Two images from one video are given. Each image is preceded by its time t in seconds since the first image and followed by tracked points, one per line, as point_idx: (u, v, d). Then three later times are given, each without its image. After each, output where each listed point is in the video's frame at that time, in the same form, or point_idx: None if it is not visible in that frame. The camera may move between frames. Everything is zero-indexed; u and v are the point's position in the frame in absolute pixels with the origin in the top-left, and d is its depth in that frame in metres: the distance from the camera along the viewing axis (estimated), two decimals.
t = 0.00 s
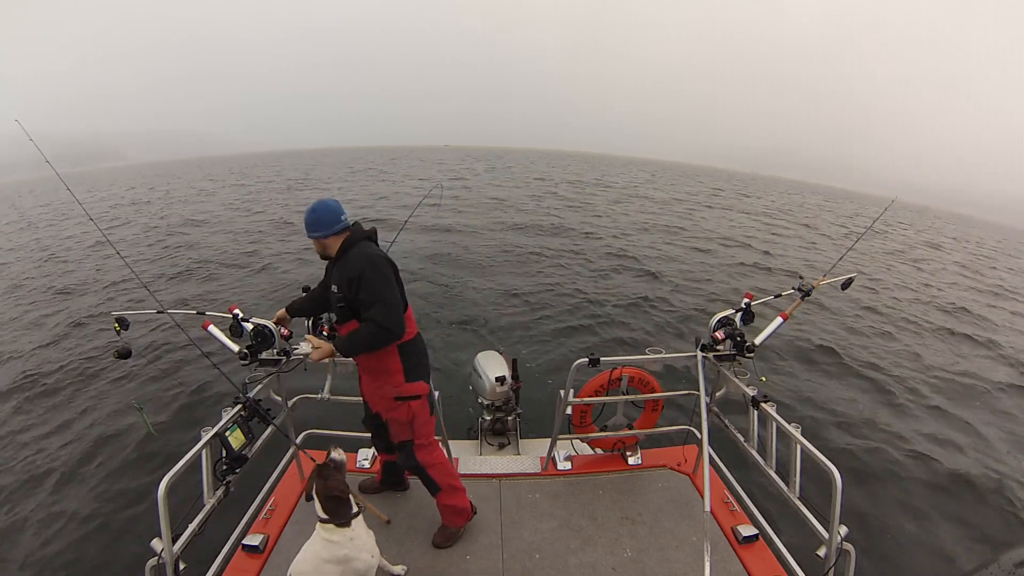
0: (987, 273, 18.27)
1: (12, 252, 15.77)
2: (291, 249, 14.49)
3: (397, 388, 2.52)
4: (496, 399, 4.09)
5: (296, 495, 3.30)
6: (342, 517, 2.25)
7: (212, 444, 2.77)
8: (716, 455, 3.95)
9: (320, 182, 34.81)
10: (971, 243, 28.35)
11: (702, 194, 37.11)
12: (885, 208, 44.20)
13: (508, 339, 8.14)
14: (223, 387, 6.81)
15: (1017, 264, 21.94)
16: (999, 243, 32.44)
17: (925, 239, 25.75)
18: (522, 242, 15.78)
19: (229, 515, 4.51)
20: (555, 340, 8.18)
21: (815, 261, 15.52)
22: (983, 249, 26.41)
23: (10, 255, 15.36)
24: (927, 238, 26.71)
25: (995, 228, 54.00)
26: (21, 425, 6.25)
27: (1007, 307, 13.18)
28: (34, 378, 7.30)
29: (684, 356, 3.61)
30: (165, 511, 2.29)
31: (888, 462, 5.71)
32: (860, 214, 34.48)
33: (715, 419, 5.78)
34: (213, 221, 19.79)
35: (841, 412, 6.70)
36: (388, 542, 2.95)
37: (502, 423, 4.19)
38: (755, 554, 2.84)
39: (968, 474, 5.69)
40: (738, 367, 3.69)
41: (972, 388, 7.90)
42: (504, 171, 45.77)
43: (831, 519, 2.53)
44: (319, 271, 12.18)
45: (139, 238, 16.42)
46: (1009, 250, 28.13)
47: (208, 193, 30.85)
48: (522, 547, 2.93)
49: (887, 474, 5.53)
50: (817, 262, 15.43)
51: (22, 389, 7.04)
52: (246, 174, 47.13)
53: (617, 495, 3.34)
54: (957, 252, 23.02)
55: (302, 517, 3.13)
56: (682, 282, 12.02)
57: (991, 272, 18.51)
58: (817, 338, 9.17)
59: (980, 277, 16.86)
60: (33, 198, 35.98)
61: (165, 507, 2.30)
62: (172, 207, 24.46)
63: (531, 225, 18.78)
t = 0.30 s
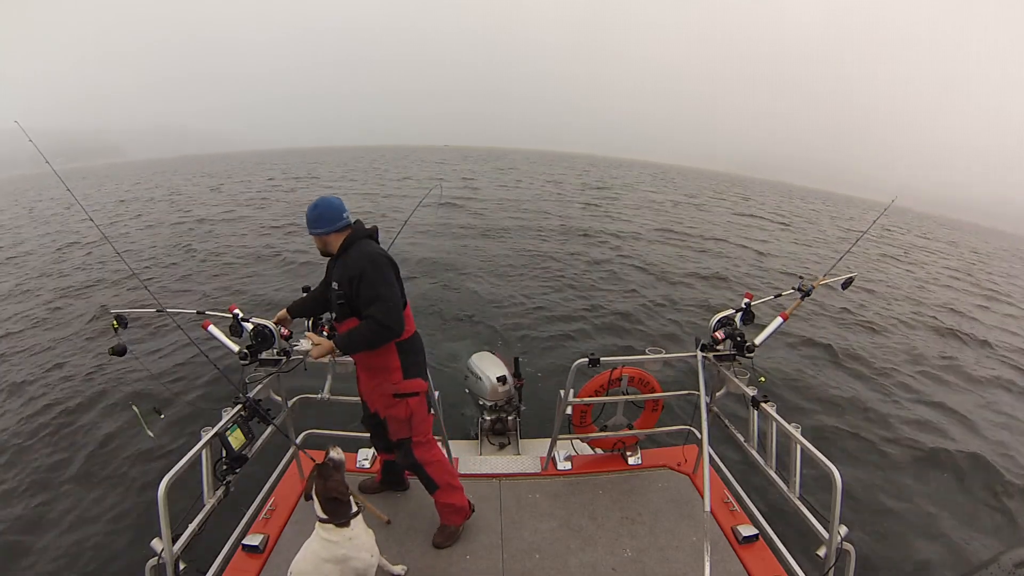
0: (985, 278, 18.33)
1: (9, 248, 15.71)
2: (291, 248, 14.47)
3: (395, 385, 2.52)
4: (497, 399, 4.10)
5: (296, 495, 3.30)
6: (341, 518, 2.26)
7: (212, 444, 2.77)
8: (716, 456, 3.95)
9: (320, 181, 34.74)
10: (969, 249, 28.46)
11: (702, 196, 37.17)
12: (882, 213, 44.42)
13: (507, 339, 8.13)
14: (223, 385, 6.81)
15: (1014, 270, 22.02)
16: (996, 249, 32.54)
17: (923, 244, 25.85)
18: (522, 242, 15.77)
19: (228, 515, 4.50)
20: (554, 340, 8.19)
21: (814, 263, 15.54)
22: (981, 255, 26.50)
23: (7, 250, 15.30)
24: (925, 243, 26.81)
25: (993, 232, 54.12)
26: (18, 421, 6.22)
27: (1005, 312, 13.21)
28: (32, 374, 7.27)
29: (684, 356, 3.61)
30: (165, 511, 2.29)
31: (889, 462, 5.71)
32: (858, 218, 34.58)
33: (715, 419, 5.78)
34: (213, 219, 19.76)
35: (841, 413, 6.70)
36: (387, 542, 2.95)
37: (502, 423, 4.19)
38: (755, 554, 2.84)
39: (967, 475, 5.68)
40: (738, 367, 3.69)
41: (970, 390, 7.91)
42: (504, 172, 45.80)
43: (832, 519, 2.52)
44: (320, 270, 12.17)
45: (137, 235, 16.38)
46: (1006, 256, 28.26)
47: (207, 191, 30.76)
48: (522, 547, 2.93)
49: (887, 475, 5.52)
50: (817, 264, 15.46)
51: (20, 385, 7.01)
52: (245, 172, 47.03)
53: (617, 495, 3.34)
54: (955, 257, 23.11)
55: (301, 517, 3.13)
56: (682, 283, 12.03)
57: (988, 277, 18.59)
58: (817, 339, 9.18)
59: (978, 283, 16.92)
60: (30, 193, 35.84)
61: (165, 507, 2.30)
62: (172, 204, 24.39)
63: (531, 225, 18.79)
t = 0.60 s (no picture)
0: (982, 279, 18.38)
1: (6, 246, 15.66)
2: (291, 248, 14.45)
3: (394, 383, 2.52)
4: (496, 399, 4.10)
5: (296, 495, 3.30)
6: (340, 517, 2.26)
7: (212, 444, 2.77)
8: (716, 456, 3.95)
9: (320, 181, 34.73)
10: (966, 250, 28.55)
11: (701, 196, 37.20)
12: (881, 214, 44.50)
13: (507, 339, 8.14)
14: (223, 386, 6.81)
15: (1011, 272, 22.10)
16: (994, 250, 32.65)
17: (921, 246, 25.94)
18: (522, 242, 15.78)
19: (228, 515, 4.50)
20: (554, 340, 8.20)
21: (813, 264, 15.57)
22: (978, 256, 26.58)
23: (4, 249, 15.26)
24: (922, 245, 26.89)
25: (989, 234, 54.22)
26: (19, 420, 6.23)
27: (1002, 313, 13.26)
28: (32, 374, 7.26)
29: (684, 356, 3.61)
30: (164, 512, 2.29)
31: (889, 462, 5.71)
32: (857, 219, 34.65)
33: (715, 419, 5.78)
34: (212, 219, 19.73)
35: (840, 413, 6.70)
36: (387, 542, 2.95)
37: (502, 423, 4.19)
38: (755, 554, 2.84)
39: (967, 475, 5.69)
40: (737, 367, 3.69)
41: (969, 390, 7.92)
42: (503, 172, 45.82)
43: (832, 519, 2.52)
44: (319, 270, 12.16)
45: (136, 234, 16.35)
46: (1003, 258, 28.37)
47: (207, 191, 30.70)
48: (522, 547, 2.93)
49: (887, 475, 5.51)
50: (816, 265, 15.49)
51: (20, 385, 7.01)
52: (245, 171, 46.98)
53: (617, 495, 3.34)
54: (953, 259, 23.17)
55: (301, 517, 3.13)
56: (682, 283, 12.04)
57: (985, 279, 18.65)
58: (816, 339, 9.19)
59: (976, 284, 16.98)
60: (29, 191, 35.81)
61: (165, 507, 2.30)
62: (171, 203, 24.35)
63: (531, 225, 18.82)
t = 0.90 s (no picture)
0: (984, 280, 18.32)
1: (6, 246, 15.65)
2: (291, 248, 14.44)
3: (392, 384, 2.52)
4: (496, 399, 4.10)
5: (296, 495, 3.30)
6: (339, 517, 2.26)
7: (212, 444, 2.77)
8: (716, 456, 3.95)
9: (321, 181, 34.68)
10: (968, 250, 28.47)
11: (702, 197, 37.12)
12: (881, 214, 44.44)
13: (507, 340, 8.13)
14: (223, 385, 6.81)
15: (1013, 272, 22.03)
16: (996, 250, 32.53)
17: (922, 246, 25.88)
18: (522, 242, 15.76)
19: (227, 515, 4.50)
20: (554, 340, 8.19)
21: (814, 264, 15.54)
22: (980, 256, 26.50)
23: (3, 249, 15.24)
24: (923, 245, 26.82)
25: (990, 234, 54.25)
26: (19, 418, 6.23)
27: (1003, 313, 13.22)
28: (31, 374, 7.26)
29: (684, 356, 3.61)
30: (164, 512, 2.28)
31: (889, 462, 5.70)
32: (858, 219, 34.58)
33: (715, 419, 5.78)
34: (213, 219, 19.74)
35: (841, 413, 6.70)
36: (387, 542, 2.95)
37: (502, 423, 4.19)
38: (756, 554, 2.84)
39: (967, 475, 5.68)
40: (738, 367, 3.68)
41: (970, 391, 7.90)
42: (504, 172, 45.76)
43: (832, 519, 2.52)
44: (319, 270, 12.15)
45: (135, 234, 16.34)
46: (1004, 258, 28.28)
47: (207, 191, 30.66)
48: (522, 546, 2.93)
49: (887, 475, 5.51)
50: (817, 265, 15.45)
51: (20, 384, 7.01)
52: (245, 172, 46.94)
53: (617, 496, 3.34)
54: (954, 259, 23.11)
55: (301, 517, 3.13)
56: (682, 283, 12.03)
57: (987, 279, 18.58)
58: (817, 339, 9.18)
59: (976, 284, 16.95)
60: (28, 192, 35.78)
61: (165, 507, 2.30)
62: (171, 204, 24.34)
63: (532, 225, 18.80)
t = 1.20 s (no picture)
0: (987, 275, 18.24)
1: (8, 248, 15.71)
2: (292, 249, 14.44)
3: (390, 384, 2.52)
4: (496, 399, 4.10)
5: (296, 495, 3.30)
6: (339, 518, 2.25)
7: (212, 444, 2.77)
8: (716, 456, 3.95)
9: (322, 181, 34.66)
10: (972, 246, 28.31)
11: (703, 194, 37.03)
12: (883, 211, 44.28)
13: (508, 339, 8.12)
14: (223, 386, 6.82)
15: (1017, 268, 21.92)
16: (999, 246, 32.34)
17: (925, 241, 25.77)
18: (523, 241, 15.75)
19: (228, 516, 4.50)
20: (555, 339, 8.19)
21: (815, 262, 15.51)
22: (983, 252, 26.36)
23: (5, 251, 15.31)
24: (926, 240, 26.71)
25: (992, 231, 53.98)
26: (21, 420, 6.25)
27: (1007, 309, 13.16)
28: (33, 376, 7.28)
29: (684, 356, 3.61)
30: (164, 512, 2.28)
31: (889, 462, 5.69)
32: (860, 216, 34.46)
33: (715, 419, 5.77)
34: (214, 220, 19.75)
35: (842, 412, 6.69)
36: (386, 542, 2.95)
37: (502, 423, 4.19)
38: (756, 554, 2.84)
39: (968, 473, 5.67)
40: (738, 367, 3.68)
41: (972, 388, 7.87)
42: (504, 171, 45.71)
43: (832, 519, 2.52)
44: (320, 271, 12.14)
45: (137, 235, 16.39)
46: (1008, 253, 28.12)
47: (208, 192, 30.67)
48: (522, 547, 2.93)
49: (887, 475, 5.50)
50: (818, 262, 15.42)
51: (22, 386, 7.03)
52: (247, 173, 46.99)
53: (617, 496, 3.34)
54: (957, 254, 23.01)
55: (301, 517, 3.13)
56: (683, 282, 12.00)
57: (991, 274, 18.49)
58: (818, 337, 9.17)
59: (980, 280, 16.86)
60: (30, 195, 35.93)
61: (165, 507, 2.30)
62: (173, 205, 24.38)
63: (532, 224, 18.78)
